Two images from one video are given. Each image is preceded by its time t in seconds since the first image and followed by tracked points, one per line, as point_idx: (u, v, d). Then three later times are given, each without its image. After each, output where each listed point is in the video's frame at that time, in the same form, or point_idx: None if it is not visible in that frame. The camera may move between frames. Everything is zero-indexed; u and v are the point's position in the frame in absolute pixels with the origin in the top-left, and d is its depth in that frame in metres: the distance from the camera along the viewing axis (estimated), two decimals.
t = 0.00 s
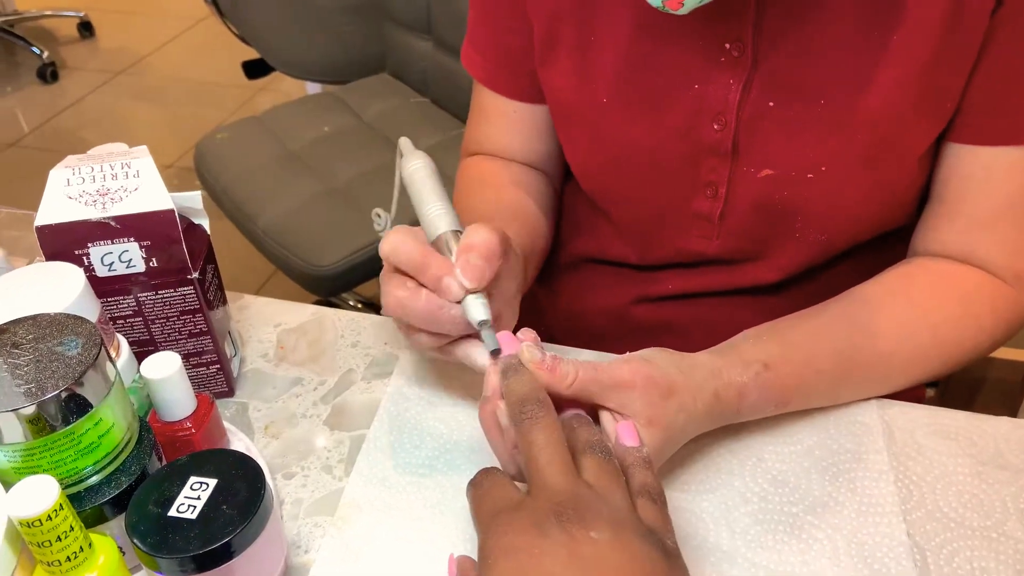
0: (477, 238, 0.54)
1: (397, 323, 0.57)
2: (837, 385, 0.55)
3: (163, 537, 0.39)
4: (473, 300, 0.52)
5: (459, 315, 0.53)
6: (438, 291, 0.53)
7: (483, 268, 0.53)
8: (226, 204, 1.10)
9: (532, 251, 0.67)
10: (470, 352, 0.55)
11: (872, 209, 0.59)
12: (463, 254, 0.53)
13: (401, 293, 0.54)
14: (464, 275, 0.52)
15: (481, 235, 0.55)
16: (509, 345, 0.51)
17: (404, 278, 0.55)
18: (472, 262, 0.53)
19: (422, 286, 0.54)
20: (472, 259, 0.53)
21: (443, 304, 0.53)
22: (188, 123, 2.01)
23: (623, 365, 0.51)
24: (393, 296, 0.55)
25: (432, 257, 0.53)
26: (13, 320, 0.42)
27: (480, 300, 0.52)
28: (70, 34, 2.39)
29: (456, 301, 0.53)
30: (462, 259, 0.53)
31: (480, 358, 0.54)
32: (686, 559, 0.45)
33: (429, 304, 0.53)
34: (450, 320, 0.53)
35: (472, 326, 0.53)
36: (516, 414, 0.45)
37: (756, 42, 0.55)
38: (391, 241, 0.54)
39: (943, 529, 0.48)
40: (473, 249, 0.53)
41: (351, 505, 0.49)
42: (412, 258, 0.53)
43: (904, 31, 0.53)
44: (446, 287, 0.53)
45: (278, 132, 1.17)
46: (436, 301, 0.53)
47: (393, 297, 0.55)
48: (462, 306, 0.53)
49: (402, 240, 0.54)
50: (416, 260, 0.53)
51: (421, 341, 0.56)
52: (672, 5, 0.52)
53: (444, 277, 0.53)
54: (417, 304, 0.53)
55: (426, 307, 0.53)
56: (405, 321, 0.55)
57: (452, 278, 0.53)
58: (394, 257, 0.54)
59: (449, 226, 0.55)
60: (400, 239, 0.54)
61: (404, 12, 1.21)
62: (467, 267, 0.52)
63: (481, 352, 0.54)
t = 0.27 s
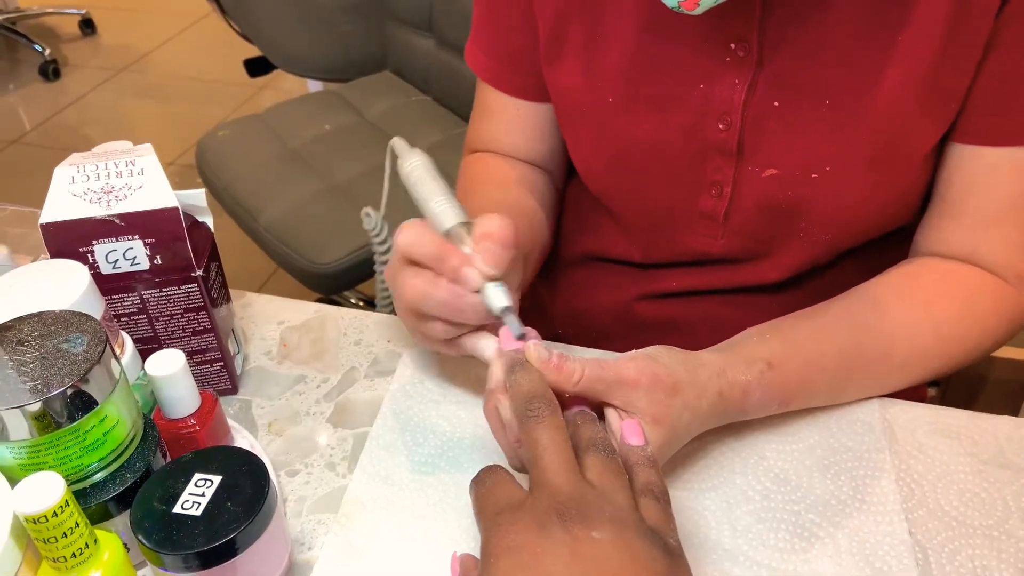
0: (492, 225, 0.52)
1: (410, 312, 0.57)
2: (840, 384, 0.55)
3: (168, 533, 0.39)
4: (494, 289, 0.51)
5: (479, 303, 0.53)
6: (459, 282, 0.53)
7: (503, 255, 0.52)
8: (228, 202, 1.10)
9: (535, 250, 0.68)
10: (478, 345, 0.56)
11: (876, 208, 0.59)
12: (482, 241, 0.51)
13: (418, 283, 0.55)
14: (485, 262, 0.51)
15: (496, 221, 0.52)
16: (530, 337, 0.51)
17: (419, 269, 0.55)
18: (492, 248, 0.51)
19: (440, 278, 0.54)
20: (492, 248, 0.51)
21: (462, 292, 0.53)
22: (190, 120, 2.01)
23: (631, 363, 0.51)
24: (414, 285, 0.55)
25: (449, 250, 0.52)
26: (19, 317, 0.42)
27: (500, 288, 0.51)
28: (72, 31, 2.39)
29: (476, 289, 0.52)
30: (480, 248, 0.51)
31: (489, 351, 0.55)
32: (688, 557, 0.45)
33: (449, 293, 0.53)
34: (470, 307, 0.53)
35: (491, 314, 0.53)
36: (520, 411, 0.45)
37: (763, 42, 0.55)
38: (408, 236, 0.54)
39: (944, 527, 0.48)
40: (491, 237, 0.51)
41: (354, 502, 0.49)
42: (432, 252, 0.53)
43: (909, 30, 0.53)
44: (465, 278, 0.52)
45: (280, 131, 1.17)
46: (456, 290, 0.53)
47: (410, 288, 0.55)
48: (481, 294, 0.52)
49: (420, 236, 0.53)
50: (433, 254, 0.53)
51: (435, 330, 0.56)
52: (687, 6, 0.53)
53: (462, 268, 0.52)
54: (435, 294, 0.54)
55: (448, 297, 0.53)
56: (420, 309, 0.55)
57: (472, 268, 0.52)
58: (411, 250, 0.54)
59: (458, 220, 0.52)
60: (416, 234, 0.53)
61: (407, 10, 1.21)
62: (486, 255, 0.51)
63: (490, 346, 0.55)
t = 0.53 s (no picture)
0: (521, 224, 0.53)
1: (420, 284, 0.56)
2: (836, 375, 0.54)
3: (158, 536, 0.39)
4: (507, 283, 0.52)
5: (490, 295, 0.53)
6: (477, 270, 0.52)
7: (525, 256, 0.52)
8: (225, 204, 1.10)
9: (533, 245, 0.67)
10: (476, 335, 0.56)
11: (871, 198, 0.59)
12: (507, 237, 0.52)
13: (438, 261, 0.54)
14: (508, 258, 0.52)
15: (521, 219, 0.54)
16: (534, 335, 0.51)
17: (444, 248, 0.55)
18: (516, 246, 0.52)
19: (460, 261, 0.53)
20: (517, 245, 0.52)
21: (477, 281, 0.53)
22: (188, 124, 2.01)
23: (626, 357, 0.51)
24: (429, 263, 0.54)
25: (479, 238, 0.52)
26: (8, 320, 0.42)
27: (514, 284, 0.52)
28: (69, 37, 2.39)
29: (490, 281, 0.52)
30: (507, 242, 0.52)
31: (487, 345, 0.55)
32: (684, 552, 0.45)
33: (464, 279, 0.53)
34: (480, 297, 0.53)
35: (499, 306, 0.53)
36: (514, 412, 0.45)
37: (755, 33, 0.55)
38: (436, 213, 0.53)
39: (942, 519, 0.47)
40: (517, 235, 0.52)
41: (348, 502, 0.49)
42: (458, 234, 0.52)
43: (901, 17, 0.52)
44: (483, 267, 0.52)
45: (276, 132, 1.17)
46: (470, 277, 0.53)
47: (426, 266, 0.55)
48: (494, 287, 0.52)
49: (448, 213, 0.53)
50: (460, 237, 0.52)
51: (439, 309, 0.56)
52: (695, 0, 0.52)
53: (482, 257, 0.52)
54: (452, 276, 0.53)
55: (461, 281, 0.53)
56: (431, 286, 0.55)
57: (494, 260, 0.52)
58: (439, 227, 0.53)
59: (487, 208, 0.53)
60: (448, 212, 0.53)
61: (401, 9, 1.21)
62: (511, 251, 0.52)
63: (488, 339, 0.55)
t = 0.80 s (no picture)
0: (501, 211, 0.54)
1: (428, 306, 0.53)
2: (840, 377, 0.54)
3: (166, 537, 0.39)
4: (520, 280, 0.52)
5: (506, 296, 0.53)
6: (490, 275, 0.52)
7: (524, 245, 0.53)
8: (228, 206, 1.10)
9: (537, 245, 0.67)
10: (503, 339, 0.55)
11: (874, 199, 0.59)
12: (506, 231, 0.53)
13: (451, 283, 0.50)
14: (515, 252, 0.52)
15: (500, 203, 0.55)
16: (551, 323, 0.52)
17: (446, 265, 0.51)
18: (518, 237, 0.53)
19: (474, 273, 0.51)
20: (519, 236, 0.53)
21: (492, 287, 0.52)
22: (189, 126, 2.01)
23: (646, 353, 0.50)
24: (443, 289, 0.50)
25: (485, 242, 0.51)
26: (15, 322, 0.42)
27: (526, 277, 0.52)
28: (71, 40, 2.40)
29: (503, 280, 0.52)
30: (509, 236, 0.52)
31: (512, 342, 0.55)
32: (690, 554, 0.45)
33: (486, 289, 0.51)
34: (498, 302, 0.52)
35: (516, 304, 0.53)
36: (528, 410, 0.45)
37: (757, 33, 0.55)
38: (440, 234, 0.49)
39: (947, 521, 0.48)
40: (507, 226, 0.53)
41: (354, 504, 0.49)
42: (468, 247, 0.50)
43: (903, 19, 0.53)
44: (496, 269, 0.52)
45: (279, 135, 1.18)
46: (490, 286, 0.52)
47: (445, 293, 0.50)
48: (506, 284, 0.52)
49: (455, 232, 0.49)
50: (473, 250, 0.50)
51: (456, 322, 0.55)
52: (721, 3, 0.51)
53: (495, 259, 0.51)
54: (474, 293, 0.51)
55: (483, 295, 0.51)
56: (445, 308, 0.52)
57: (501, 257, 0.52)
58: (444, 248, 0.49)
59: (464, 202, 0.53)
60: (453, 229, 0.49)
61: (403, 12, 1.21)
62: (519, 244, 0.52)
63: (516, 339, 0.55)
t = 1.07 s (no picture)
0: (496, 213, 0.54)
1: (421, 306, 0.57)
2: (837, 375, 0.54)
3: (164, 537, 0.39)
4: (500, 274, 0.53)
5: (486, 291, 0.54)
6: (464, 271, 0.54)
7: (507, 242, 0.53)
8: (227, 206, 1.10)
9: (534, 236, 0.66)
10: (492, 329, 0.56)
11: (869, 197, 0.59)
12: (484, 230, 0.53)
13: (423, 276, 0.55)
14: (489, 249, 0.53)
15: (500, 209, 0.55)
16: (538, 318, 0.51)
17: (426, 261, 0.55)
18: (493, 235, 0.53)
19: (445, 267, 0.54)
20: (493, 233, 0.53)
21: (467, 282, 0.54)
22: (189, 127, 2.01)
23: (649, 366, 0.51)
24: (416, 280, 0.55)
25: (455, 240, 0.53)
26: (14, 322, 0.42)
27: (506, 272, 0.53)
28: (71, 41, 2.40)
29: (481, 276, 0.53)
30: (484, 233, 0.53)
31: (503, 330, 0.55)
32: (688, 554, 0.45)
33: (454, 283, 0.54)
34: (477, 296, 0.54)
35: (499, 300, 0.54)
36: (535, 405, 0.44)
37: (749, 28, 0.55)
38: (409, 228, 0.54)
39: (944, 522, 0.48)
40: (493, 223, 0.53)
41: (352, 504, 0.49)
42: (432, 243, 0.53)
43: (898, 18, 0.53)
44: (469, 264, 0.53)
45: (279, 135, 1.18)
46: (460, 280, 0.54)
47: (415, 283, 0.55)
48: (487, 280, 0.53)
49: (421, 227, 0.53)
50: (435, 244, 0.53)
51: (446, 321, 0.57)
52: None
53: (466, 254, 0.53)
54: (440, 285, 0.54)
55: (452, 288, 0.54)
56: (429, 304, 0.56)
57: (474, 254, 0.53)
58: (415, 243, 0.54)
59: (464, 209, 0.55)
60: (418, 226, 0.53)
61: (402, 13, 1.21)
62: (489, 242, 0.53)
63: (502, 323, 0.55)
